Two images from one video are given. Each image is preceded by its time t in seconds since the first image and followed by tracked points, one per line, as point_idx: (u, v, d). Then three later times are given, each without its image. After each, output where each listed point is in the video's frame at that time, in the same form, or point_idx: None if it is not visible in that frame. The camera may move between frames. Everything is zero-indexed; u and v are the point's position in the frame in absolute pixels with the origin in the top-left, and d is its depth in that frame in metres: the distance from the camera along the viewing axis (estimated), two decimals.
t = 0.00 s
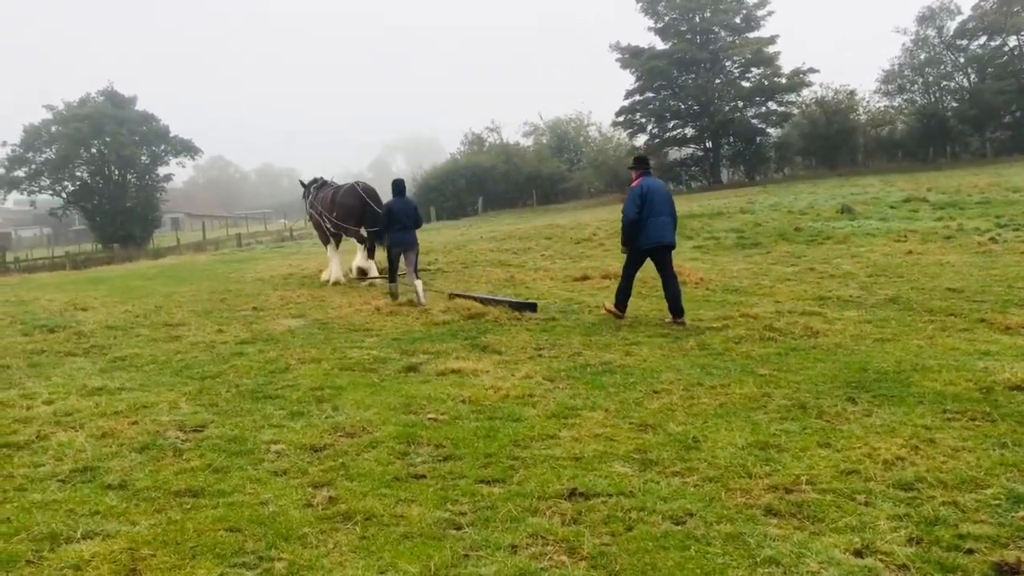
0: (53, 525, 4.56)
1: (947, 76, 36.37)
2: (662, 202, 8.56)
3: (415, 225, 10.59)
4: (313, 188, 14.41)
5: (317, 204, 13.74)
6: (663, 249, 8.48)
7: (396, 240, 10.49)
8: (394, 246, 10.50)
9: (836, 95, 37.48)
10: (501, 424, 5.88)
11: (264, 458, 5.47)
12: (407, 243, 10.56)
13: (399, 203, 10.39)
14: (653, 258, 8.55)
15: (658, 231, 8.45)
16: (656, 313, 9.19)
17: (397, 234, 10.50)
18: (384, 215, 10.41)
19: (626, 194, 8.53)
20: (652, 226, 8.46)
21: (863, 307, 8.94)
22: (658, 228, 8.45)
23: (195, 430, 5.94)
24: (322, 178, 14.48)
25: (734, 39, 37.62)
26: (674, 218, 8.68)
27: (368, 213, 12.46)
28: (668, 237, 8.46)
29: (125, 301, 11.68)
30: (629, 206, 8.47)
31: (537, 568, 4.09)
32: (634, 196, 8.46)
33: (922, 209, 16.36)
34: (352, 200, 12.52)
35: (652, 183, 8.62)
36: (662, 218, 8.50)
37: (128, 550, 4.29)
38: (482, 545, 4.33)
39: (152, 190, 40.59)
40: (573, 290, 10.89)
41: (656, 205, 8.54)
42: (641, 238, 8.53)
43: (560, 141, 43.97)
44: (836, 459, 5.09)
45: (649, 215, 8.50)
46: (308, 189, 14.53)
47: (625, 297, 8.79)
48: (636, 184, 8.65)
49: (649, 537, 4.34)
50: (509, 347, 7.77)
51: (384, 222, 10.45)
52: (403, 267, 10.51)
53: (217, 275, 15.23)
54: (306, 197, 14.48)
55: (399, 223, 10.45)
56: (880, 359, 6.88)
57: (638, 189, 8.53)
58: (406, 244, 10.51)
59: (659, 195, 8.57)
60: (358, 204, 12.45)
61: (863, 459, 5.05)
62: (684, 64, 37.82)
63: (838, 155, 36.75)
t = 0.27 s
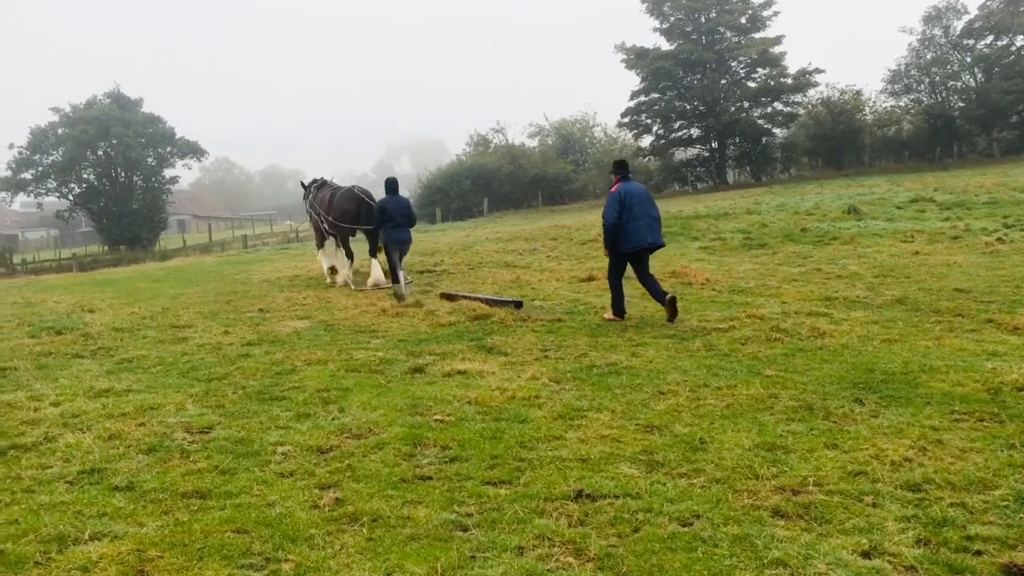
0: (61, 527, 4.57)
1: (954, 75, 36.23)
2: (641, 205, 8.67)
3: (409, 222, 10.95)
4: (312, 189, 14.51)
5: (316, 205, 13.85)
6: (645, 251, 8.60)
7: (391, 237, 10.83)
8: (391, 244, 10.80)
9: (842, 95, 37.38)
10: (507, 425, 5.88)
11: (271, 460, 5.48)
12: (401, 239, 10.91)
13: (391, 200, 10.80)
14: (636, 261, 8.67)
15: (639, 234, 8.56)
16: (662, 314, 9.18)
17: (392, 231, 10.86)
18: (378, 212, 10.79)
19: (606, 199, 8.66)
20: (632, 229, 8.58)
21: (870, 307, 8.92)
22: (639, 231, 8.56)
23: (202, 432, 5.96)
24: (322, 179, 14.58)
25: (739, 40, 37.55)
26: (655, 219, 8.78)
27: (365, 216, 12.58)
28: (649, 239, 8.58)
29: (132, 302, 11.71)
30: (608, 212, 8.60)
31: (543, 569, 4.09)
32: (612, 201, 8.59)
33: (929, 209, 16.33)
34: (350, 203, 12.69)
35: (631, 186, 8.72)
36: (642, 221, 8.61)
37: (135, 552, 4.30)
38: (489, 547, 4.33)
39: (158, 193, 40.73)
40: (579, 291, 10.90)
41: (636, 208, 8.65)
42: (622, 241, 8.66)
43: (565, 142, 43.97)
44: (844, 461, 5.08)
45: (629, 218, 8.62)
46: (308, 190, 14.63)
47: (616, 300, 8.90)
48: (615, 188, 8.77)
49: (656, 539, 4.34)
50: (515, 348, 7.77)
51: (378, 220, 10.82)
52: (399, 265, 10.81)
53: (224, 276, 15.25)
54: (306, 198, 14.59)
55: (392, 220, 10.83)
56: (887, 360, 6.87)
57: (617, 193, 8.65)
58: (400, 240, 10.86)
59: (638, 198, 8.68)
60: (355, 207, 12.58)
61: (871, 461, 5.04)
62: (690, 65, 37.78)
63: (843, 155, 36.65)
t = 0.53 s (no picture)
0: (70, 526, 4.59)
1: (962, 72, 36.03)
2: (626, 201, 9.06)
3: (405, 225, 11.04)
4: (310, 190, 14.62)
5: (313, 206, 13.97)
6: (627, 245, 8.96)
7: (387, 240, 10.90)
8: (387, 246, 10.90)
9: (849, 92, 37.23)
10: (515, 424, 5.88)
11: (278, 459, 5.49)
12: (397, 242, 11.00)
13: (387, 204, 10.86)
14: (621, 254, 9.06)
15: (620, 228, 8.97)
16: (670, 313, 9.18)
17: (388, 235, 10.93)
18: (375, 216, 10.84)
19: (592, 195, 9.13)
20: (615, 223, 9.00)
21: (878, 305, 8.90)
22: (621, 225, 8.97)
23: (210, 432, 5.97)
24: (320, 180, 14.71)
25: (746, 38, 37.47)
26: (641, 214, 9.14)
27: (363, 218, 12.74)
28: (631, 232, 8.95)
29: (140, 303, 11.75)
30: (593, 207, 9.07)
31: (551, 568, 4.08)
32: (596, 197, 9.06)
33: (937, 206, 16.27)
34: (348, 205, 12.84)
35: (617, 182, 9.12)
36: (625, 215, 9.00)
37: (144, 552, 4.31)
38: (497, 546, 4.33)
39: (166, 194, 40.89)
40: (586, 290, 10.90)
41: (621, 203, 9.06)
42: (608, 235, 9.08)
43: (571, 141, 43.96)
44: (852, 459, 5.06)
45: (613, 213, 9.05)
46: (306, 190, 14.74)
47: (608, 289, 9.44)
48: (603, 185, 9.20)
49: (664, 537, 4.33)
50: (521, 348, 7.77)
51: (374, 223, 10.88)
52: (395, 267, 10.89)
53: (231, 276, 15.30)
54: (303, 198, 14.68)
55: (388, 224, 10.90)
56: (896, 358, 6.85)
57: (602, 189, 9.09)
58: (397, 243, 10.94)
59: (623, 194, 9.09)
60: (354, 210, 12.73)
61: (879, 459, 5.03)
62: (696, 63, 37.73)
63: (851, 153, 36.52)
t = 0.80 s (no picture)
0: (75, 525, 4.60)
1: (966, 69, 35.93)
2: (615, 204, 9.13)
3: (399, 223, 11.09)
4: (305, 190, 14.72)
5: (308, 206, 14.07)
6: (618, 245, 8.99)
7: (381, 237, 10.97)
8: (379, 242, 10.97)
9: (853, 90, 37.15)
10: (518, 423, 5.88)
11: (283, 458, 5.50)
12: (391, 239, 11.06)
13: (383, 201, 10.91)
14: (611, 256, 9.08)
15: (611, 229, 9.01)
16: (674, 311, 9.17)
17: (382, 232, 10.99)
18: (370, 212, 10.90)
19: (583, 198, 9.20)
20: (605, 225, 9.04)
21: (883, 303, 8.88)
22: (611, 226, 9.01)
23: (214, 431, 5.98)
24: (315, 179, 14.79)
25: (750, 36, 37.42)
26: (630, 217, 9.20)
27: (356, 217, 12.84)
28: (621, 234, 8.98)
29: (145, 302, 11.76)
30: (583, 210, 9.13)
31: (556, 567, 4.08)
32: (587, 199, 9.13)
33: (943, 204, 16.22)
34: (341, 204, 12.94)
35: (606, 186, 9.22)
36: (615, 216, 9.05)
37: (149, 550, 4.32)
38: (501, 545, 4.33)
39: (170, 193, 40.93)
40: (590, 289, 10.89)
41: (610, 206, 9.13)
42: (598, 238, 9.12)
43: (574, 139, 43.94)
44: (857, 457, 5.05)
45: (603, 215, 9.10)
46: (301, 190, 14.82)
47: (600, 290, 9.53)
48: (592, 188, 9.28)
49: (668, 536, 4.33)
50: (525, 346, 7.77)
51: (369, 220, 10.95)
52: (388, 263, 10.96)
53: (235, 276, 15.31)
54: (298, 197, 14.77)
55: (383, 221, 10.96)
56: (901, 356, 6.84)
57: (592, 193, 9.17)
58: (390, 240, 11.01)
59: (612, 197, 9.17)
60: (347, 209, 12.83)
61: (884, 457, 5.02)
62: (700, 61, 37.70)
63: (855, 151, 36.44)
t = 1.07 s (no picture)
0: (78, 526, 4.60)
1: (969, 69, 35.88)
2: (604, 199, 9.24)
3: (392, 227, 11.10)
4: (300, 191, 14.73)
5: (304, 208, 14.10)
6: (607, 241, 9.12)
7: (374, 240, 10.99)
8: (373, 245, 10.99)
9: (855, 90, 37.12)
10: (521, 424, 5.88)
11: (286, 459, 5.50)
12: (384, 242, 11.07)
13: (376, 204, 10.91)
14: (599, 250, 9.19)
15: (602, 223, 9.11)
16: (677, 311, 9.16)
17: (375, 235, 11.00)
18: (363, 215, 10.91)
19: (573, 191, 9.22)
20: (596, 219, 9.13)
21: (886, 303, 8.87)
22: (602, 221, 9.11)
23: (217, 432, 5.99)
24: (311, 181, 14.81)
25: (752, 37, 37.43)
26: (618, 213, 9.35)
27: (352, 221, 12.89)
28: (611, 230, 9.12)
29: (148, 304, 11.78)
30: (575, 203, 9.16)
31: (559, 568, 4.08)
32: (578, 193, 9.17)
33: (945, 204, 16.20)
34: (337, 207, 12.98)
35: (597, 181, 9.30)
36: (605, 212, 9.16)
37: (152, 551, 4.32)
38: (505, 546, 4.32)
39: (172, 194, 40.97)
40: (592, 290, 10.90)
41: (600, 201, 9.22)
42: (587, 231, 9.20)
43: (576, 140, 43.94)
44: (861, 458, 5.05)
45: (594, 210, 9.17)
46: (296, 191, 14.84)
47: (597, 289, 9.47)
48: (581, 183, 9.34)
49: (672, 537, 4.33)
50: (528, 347, 7.77)
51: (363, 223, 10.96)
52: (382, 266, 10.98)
53: (238, 277, 15.33)
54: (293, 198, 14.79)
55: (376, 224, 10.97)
56: (904, 356, 6.83)
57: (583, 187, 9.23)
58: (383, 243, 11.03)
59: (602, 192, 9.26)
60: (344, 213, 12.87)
61: (888, 458, 5.01)
62: (702, 62, 37.70)
63: (857, 151, 36.39)
